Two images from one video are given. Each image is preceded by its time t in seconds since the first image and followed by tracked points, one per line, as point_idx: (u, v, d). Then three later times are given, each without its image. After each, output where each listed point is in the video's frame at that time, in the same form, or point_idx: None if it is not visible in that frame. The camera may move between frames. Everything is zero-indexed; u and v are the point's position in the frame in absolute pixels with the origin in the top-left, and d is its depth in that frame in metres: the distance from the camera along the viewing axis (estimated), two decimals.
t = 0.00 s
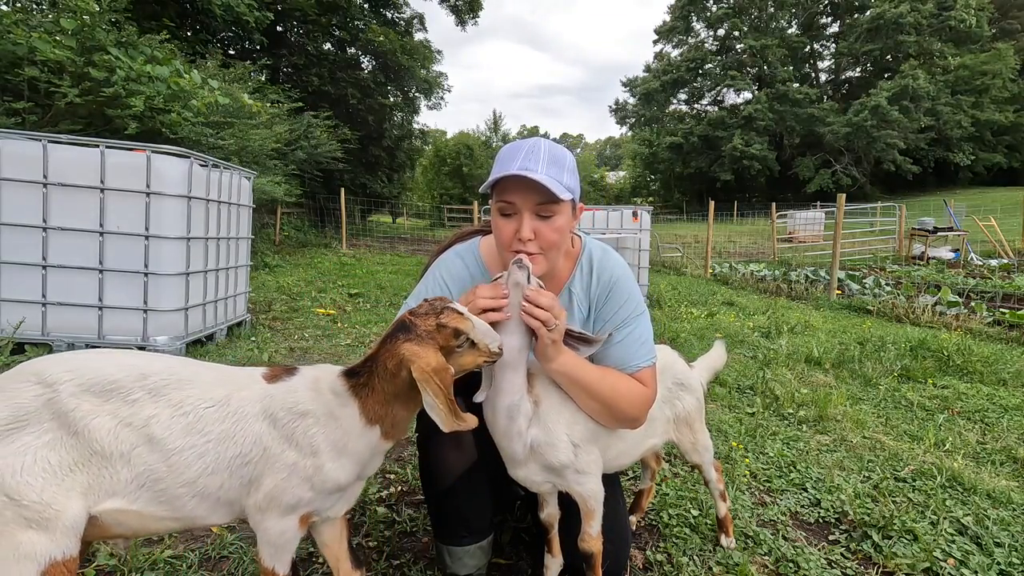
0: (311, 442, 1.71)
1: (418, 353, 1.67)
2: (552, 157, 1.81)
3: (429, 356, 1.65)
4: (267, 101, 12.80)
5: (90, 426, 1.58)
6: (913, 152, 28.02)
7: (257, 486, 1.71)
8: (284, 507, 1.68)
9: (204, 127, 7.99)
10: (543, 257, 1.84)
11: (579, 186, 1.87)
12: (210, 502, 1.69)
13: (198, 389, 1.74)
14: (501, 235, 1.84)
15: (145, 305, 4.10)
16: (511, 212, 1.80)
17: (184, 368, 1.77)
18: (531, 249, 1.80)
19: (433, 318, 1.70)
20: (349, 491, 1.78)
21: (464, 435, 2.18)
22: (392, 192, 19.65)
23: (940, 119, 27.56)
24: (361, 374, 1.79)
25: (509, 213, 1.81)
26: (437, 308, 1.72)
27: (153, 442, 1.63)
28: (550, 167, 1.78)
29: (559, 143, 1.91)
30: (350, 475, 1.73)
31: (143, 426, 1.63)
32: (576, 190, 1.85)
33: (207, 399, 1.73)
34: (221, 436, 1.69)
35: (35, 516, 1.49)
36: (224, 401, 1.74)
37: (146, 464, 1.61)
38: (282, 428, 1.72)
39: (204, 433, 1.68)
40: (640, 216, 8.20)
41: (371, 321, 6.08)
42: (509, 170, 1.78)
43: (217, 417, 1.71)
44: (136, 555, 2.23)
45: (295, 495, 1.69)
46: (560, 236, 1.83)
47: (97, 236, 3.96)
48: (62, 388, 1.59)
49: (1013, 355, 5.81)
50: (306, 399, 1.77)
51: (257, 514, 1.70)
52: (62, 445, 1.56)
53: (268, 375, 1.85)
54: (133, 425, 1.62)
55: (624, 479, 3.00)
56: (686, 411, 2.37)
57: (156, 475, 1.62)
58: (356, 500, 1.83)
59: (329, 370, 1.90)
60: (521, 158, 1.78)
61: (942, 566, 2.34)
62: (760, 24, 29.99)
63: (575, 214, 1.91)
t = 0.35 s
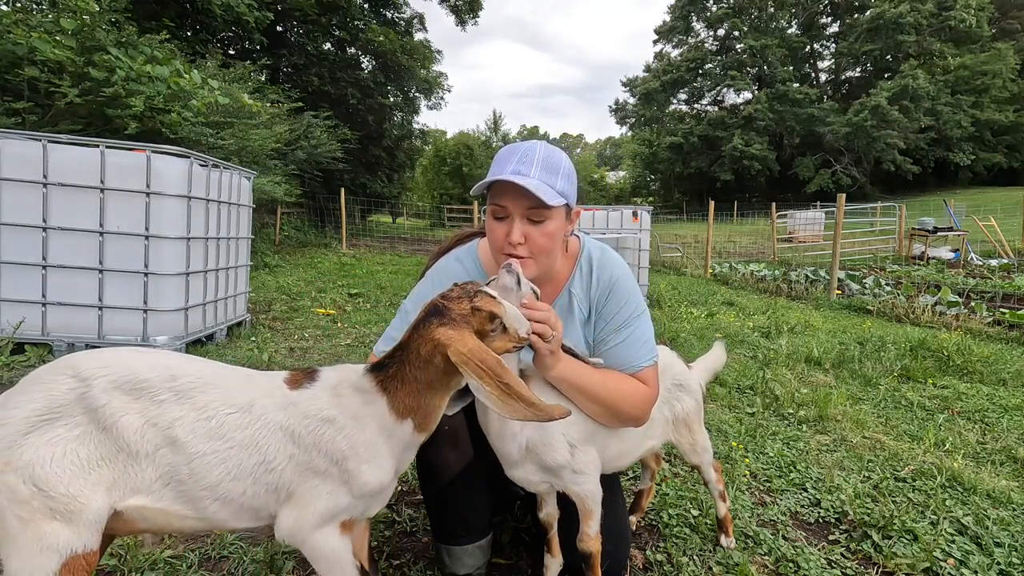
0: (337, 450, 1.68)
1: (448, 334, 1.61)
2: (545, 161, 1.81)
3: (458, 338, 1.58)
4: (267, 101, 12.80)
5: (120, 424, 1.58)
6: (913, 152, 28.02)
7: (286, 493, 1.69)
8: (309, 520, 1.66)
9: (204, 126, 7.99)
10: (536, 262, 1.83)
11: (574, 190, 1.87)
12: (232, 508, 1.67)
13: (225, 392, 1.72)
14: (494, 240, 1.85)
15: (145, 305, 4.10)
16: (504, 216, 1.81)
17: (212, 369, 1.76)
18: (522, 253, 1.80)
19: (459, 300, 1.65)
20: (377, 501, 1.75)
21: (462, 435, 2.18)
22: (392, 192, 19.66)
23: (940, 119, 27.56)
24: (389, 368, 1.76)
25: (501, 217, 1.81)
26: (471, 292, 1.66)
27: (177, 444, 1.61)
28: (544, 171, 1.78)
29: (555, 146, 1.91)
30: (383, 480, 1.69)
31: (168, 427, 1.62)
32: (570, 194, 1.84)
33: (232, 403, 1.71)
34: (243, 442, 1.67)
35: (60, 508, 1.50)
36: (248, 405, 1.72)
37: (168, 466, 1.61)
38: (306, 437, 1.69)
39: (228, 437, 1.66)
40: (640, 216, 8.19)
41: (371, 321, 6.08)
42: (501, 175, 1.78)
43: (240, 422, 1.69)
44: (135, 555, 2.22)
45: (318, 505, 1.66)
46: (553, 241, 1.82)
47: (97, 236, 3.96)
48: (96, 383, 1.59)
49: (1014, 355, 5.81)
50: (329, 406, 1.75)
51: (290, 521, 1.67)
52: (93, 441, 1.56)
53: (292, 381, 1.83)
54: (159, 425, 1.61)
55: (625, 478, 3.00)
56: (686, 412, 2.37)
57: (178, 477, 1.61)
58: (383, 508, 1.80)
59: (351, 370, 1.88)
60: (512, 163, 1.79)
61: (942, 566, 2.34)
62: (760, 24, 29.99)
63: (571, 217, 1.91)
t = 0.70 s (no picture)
0: (338, 448, 1.67)
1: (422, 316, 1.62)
2: (550, 163, 1.80)
3: (430, 318, 1.60)
4: (267, 101, 12.79)
5: (134, 421, 1.59)
6: (913, 152, 28.00)
7: (288, 494, 1.68)
8: (314, 519, 1.65)
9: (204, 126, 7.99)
10: (538, 265, 1.83)
11: (577, 194, 1.87)
12: (240, 508, 1.67)
13: (235, 389, 1.73)
14: (497, 242, 1.84)
15: (145, 305, 4.10)
16: (508, 219, 1.81)
17: (222, 367, 1.76)
18: (527, 257, 1.80)
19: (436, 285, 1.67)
20: (384, 498, 1.74)
21: (457, 432, 2.17)
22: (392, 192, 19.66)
23: (940, 119, 27.56)
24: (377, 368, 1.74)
25: (506, 220, 1.81)
26: (440, 273, 1.71)
27: (188, 443, 1.62)
28: (551, 176, 1.78)
29: (558, 149, 1.90)
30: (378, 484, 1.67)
31: (179, 425, 1.62)
32: (574, 198, 1.84)
33: (239, 400, 1.71)
34: (249, 440, 1.67)
35: (78, 506, 1.51)
36: (254, 402, 1.72)
37: (179, 465, 1.61)
38: (307, 435, 1.69)
39: (234, 436, 1.66)
40: (640, 216, 8.19)
41: (371, 321, 6.08)
42: (507, 178, 1.77)
43: (247, 420, 1.69)
44: (135, 554, 2.23)
45: (322, 505, 1.65)
46: (557, 244, 1.82)
47: (97, 236, 3.96)
48: (110, 382, 1.60)
49: (1014, 355, 5.81)
50: (330, 405, 1.73)
51: (288, 522, 1.67)
52: (108, 439, 1.57)
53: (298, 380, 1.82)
54: (171, 422, 1.62)
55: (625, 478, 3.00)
56: (685, 413, 2.37)
57: (188, 477, 1.61)
58: (394, 505, 1.79)
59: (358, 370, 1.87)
60: (517, 165, 1.77)
61: (942, 566, 2.34)
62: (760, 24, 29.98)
63: (572, 221, 1.90)
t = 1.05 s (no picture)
0: (331, 453, 1.67)
1: (398, 314, 1.61)
2: (533, 162, 1.80)
3: (406, 315, 1.60)
4: (267, 101, 12.78)
5: (132, 423, 1.59)
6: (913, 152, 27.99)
7: (281, 499, 1.68)
8: (307, 528, 1.65)
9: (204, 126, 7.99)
10: (522, 263, 1.83)
11: (565, 192, 1.86)
12: (235, 512, 1.67)
13: (232, 391, 1.72)
14: (484, 241, 1.85)
15: (145, 305, 4.10)
16: (493, 218, 1.81)
17: (221, 368, 1.77)
18: (509, 255, 1.80)
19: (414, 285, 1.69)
20: (379, 506, 1.73)
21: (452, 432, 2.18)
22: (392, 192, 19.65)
23: (940, 119, 27.55)
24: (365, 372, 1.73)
25: (492, 219, 1.81)
26: (419, 272, 1.74)
27: (184, 445, 1.62)
28: (532, 174, 1.78)
29: (548, 149, 1.91)
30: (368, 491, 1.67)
31: (176, 428, 1.63)
32: (560, 196, 1.83)
33: (235, 402, 1.71)
34: (243, 444, 1.67)
35: (80, 506, 1.53)
36: (249, 404, 1.71)
37: (175, 468, 1.61)
38: (299, 439, 1.69)
39: (229, 439, 1.66)
40: (640, 216, 8.18)
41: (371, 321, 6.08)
42: (491, 178, 1.78)
43: (242, 422, 1.68)
44: (135, 554, 2.23)
45: (315, 513, 1.65)
46: (540, 242, 1.81)
47: (97, 236, 3.96)
48: (110, 384, 1.60)
49: (1014, 355, 5.81)
50: (321, 408, 1.72)
51: (282, 528, 1.67)
52: (107, 440, 1.58)
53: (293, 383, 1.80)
54: (169, 424, 1.63)
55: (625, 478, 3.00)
56: (682, 414, 2.37)
57: (185, 481, 1.61)
58: (391, 513, 1.79)
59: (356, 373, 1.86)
60: (501, 166, 1.79)
61: (943, 566, 2.34)
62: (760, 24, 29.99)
63: (562, 220, 1.90)
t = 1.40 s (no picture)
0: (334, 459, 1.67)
1: (399, 352, 1.52)
2: (539, 161, 1.78)
3: (405, 357, 1.51)
4: (267, 101, 12.78)
5: (123, 429, 1.58)
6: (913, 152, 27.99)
7: (279, 506, 1.69)
8: (307, 536, 1.66)
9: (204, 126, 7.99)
10: (532, 263, 1.83)
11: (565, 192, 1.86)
12: (231, 518, 1.67)
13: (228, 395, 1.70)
14: (488, 242, 1.82)
15: (145, 304, 4.10)
16: (501, 219, 1.79)
17: (219, 370, 1.75)
18: (523, 255, 1.80)
19: (438, 322, 1.52)
20: (379, 517, 1.72)
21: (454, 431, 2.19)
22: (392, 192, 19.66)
23: (940, 119, 27.56)
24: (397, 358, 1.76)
25: (499, 220, 1.79)
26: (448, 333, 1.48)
27: (178, 450, 1.62)
28: (539, 173, 1.76)
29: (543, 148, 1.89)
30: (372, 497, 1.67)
31: (170, 433, 1.62)
32: (562, 196, 1.84)
33: (232, 406, 1.69)
34: (240, 449, 1.66)
35: (71, 512, 1.54)
36: (246, 409, 1.70)
37: (168, 474, 1.60)
38: (302, 444, 1.69)
39: (224, 444, 1.65)
40: (640, 216, 8.19)
41: (370, 321, 6.07)
42: (495, 178, 1.75)
43: (239, 428, 1.67)
44: (134, 554, 2.22)
45: (316, 520, 1.66)
46: (551, 240, 1.83)
47: (97, 236, 3.96)
48: (101, 389, 1.59)
49: (1014, 355, 5.81)
50: (330, 413, 1.73)
51: (281, 535, 1.68)
52: (97, 446, 1.58)
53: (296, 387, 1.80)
54: (163, 429, 1.62)
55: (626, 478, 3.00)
56: (680, 415, 2.37)
57: (176, 489, 1.61)
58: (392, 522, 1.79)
59: (360, 376, 1.85)
60: (504, 165, 1.76)
61: (943, 566, 2.34)
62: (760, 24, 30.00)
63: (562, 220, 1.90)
